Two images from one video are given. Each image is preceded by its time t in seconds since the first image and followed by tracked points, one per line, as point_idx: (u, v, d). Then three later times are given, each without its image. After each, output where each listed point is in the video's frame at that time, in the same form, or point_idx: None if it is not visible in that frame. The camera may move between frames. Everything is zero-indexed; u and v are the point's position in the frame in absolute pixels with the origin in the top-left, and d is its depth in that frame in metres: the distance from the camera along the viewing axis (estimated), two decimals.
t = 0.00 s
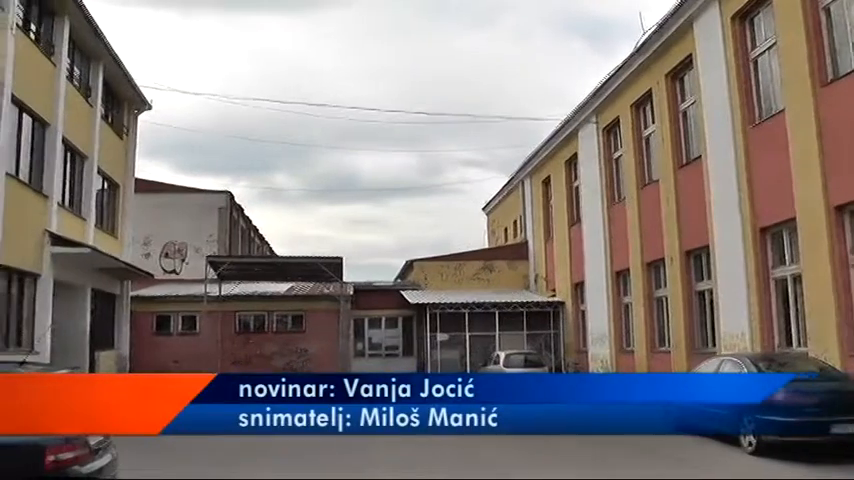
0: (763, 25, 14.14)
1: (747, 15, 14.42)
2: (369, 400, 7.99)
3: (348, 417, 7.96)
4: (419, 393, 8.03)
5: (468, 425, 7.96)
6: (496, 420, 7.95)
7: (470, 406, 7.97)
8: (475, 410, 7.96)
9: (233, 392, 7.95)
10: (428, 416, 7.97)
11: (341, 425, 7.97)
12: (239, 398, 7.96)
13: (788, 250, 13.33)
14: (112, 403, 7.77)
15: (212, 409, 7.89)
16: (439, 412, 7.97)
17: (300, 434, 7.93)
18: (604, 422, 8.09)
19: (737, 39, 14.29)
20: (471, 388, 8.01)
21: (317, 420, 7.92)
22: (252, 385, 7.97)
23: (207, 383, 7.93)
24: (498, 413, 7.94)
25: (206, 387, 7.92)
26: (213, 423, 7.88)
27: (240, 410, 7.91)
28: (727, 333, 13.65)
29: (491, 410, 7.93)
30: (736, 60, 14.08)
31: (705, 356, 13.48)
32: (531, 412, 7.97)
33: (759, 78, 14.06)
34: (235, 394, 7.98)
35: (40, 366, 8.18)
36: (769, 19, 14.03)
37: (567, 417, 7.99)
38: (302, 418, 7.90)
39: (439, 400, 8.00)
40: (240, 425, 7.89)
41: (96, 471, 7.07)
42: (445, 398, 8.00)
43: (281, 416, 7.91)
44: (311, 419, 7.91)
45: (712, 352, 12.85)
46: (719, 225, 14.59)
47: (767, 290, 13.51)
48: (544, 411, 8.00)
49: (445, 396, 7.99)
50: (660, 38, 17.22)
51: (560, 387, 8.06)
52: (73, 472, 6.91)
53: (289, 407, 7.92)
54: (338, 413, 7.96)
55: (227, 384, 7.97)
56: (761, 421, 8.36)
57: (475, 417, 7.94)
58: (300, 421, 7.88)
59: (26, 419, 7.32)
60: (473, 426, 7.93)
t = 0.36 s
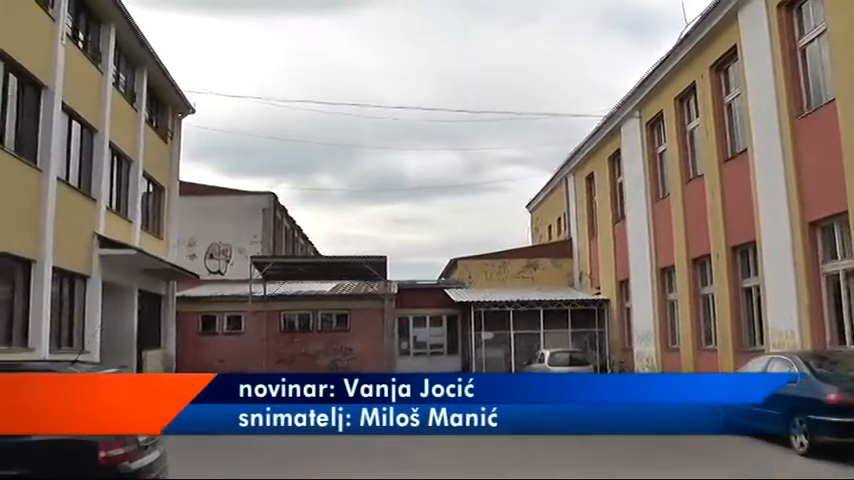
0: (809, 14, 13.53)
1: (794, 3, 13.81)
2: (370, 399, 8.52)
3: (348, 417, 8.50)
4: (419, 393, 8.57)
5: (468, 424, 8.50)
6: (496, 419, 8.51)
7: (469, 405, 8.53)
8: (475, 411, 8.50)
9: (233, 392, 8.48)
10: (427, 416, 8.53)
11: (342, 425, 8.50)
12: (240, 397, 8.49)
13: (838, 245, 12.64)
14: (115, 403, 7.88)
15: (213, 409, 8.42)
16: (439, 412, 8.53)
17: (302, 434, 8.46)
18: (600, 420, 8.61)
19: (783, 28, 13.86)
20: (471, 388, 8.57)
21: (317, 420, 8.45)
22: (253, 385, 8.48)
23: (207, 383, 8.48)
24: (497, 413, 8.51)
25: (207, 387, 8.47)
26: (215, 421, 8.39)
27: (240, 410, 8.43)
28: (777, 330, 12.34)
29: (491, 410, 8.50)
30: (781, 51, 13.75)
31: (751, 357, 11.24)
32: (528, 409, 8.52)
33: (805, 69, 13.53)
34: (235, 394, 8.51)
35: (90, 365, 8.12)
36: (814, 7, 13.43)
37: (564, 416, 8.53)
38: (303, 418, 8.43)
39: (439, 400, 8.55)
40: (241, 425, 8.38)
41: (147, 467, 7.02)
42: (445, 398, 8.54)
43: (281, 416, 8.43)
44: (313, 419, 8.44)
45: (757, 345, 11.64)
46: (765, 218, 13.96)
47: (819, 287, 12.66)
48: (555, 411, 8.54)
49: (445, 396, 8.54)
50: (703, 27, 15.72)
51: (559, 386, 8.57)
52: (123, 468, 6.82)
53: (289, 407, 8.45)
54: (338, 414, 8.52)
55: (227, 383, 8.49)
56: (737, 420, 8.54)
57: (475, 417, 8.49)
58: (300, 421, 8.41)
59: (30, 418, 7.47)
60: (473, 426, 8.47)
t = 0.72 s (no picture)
0: None
1: None
2: (370, 400, 6.60)
3: (349, 418, 6.59)
4: (420, 392, 6.62)
5: (468, 426, 6.56)
6: (496, 420, 6.52)
7: (469, 405, 6.55)
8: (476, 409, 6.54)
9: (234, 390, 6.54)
10: (428, 416, 6.60)
11: (342, 425, 6.59)
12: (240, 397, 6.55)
13: None
14: (112, 403, 6.39)
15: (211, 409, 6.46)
16: (440, 412, 6.59)
17: (301, 436, 6.57)
18: (598, 423, 6.52)
19: None
20: (471, 387, 6.54)
21: (316, 420, 6.55)
22: (252, 384, 6.55)
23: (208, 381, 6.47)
24: (498, 412, 6.51)
25: (207, 386, 6.47)
26: (212, 424, 6.45)
27: (239, 409, 6.52)
28: None
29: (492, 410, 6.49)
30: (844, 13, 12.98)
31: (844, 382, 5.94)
32: (528, 407, 6.47)
33: None
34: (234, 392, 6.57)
35: (148, 362, 6.67)
36: None
37: (571, 415, 6.46)
38: (302, 419, 6.54)
39: (438, 400, 6.59)
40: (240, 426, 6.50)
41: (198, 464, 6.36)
42: (445, 398, 6.58)
43: (282, 416, 6.55)
44: (311, 419, 6.55)
45: None
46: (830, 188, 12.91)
47: None
48: (546, 409, 6.48)
49: (445, 396, 6.57)
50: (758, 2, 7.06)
51: (556, 383, 6.47)
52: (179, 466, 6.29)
53: (290, 408, 6.56)
54: (338, 414, 6.58)
55: (227, 382, 6.51)
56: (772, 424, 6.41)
57: (475, 418, 6.53)
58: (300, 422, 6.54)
59: (25, 419, 6.33)
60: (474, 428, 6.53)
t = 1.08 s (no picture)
0: None
1: None
2: (370, 400, 6.81)
3: (348, 418, 6.81)
4: (420, 392, 6.81)
5: (468, 425, 6.78)
6: (496, 420, 6.71)
7: (469, 405, 6.76)
8: (475, 410, 6.74)
9: (234, 392, 6.78)
10: (428, 416, 6.82)
11: (341, 425, 6.81)
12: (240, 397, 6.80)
13: None
14: (112, 401, 6.74)
15: (212, 408, 6.73)
16: (439, 412, 6.80)
17: (301, 436, 6.82)
18: (598, 423, 6.69)
19: None
20: (471, 388, 6.74)
21: (317, 420, 6.78)
22: (252, 384, 6.81)
23: (207, 381, 6.74)
24: (498, 412, 6.70)
25: (206, 386, 6.74)
26: (213, 423, 6.73)
27: (239, 409, 6.77)
28: None
29: (491, 410, 6.69)
30: None
31: None
32: (531, 409, 6.64)
33: None
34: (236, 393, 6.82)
35: (203, 362, 6.78)
36: None
37: (574, 417, 6.63)
38: (302, 419, 6.79)
39: (438, 400, 6.80)
40: (240, 426, 6.76)
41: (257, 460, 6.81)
42: (445, 398, 6.79)
43: (282, 417, 6.79)
44: (311, 419, 6.79)
45: None
46: None
47: None
48: (549, 410, 6.64)
49: (444, 396, 6.79)
50: None
51: (558, 386, 6.61)
52: (234, 461, 6.76)
53: (290, 408, 6.80)
54: (338, 413, 6.81)
55: (227, 383, 6.78)
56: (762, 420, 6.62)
57: (475, 418, 6.74)
58: (300, 421, 6.78)
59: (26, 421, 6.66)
60: (473, 427, 6.75)
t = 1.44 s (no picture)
0: None
1: None
2: (370, 399, 7.05)
3: (348, 417, 7.07)
4: (420, 392, 6.95)
5: (468, 425, 6.94)
6: (496, 419, 6.88)
7: (469, 405, 6.89)
8: (474, 410, 6.90)
9: (233, 392, 7.09)
10: (427, 416, 7.00)
11: (341, 425, 7.09)
12: (240, 397, 7.12)
13: None
14: (113, 401, 7.09)
15: (211, 407, 7.08)
16: (439, 412, 6.96)
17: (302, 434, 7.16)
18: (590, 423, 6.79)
19: None
20: (471, 387, 6.86)
21: (316, 420, 7.09)
22: (252, 385, 7.09)
23: (207, 382, 7.02)
24: (498, 412, 6.86)
25: (206, 386, 7.04)
26: (210, 421, 7.08)
27: (239, 409, 7.11)
28: None
29: (491, 410, 6.85)
30: None
31: None
32: (530, 409, 6.78)
33: None
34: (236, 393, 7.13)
35: (259, 361, 6.99)
36: None
37: (574, 416, 6.75)
38: (302, 419, 7.09)
39: (438, 399, 6.94)
40: (240, 426, 7.11)
41: (315, 457, 7.31)
42: (445, 398, 6.92)
43: (282, 416, 7.12)
44: (311, 419, 7.10)
45: None
46: None
47: None
48: (549, 410, 6.77)
49: (444, 396, 6.91)
50: None
51: (557, 385, 6.70)
52: (290, 459, 7.21)
53: (289, 408, 7.10)
54: (338, 413, 7.07)
55: (227, 383, 7.06)
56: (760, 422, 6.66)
57: (475, 418, 6.89)
58: (300, 422, 7.08)
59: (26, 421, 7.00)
60: (473, 427, 6.91)
